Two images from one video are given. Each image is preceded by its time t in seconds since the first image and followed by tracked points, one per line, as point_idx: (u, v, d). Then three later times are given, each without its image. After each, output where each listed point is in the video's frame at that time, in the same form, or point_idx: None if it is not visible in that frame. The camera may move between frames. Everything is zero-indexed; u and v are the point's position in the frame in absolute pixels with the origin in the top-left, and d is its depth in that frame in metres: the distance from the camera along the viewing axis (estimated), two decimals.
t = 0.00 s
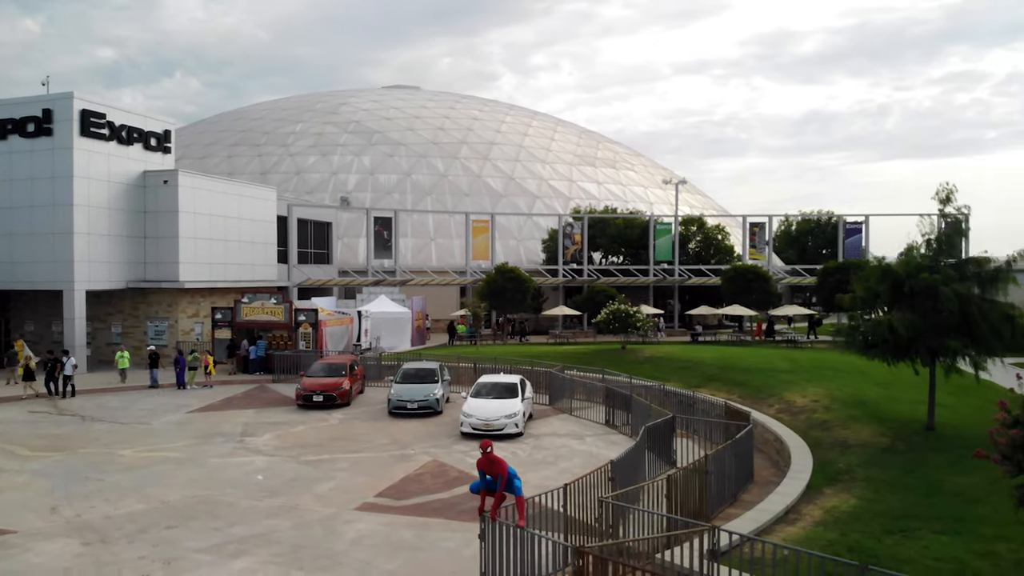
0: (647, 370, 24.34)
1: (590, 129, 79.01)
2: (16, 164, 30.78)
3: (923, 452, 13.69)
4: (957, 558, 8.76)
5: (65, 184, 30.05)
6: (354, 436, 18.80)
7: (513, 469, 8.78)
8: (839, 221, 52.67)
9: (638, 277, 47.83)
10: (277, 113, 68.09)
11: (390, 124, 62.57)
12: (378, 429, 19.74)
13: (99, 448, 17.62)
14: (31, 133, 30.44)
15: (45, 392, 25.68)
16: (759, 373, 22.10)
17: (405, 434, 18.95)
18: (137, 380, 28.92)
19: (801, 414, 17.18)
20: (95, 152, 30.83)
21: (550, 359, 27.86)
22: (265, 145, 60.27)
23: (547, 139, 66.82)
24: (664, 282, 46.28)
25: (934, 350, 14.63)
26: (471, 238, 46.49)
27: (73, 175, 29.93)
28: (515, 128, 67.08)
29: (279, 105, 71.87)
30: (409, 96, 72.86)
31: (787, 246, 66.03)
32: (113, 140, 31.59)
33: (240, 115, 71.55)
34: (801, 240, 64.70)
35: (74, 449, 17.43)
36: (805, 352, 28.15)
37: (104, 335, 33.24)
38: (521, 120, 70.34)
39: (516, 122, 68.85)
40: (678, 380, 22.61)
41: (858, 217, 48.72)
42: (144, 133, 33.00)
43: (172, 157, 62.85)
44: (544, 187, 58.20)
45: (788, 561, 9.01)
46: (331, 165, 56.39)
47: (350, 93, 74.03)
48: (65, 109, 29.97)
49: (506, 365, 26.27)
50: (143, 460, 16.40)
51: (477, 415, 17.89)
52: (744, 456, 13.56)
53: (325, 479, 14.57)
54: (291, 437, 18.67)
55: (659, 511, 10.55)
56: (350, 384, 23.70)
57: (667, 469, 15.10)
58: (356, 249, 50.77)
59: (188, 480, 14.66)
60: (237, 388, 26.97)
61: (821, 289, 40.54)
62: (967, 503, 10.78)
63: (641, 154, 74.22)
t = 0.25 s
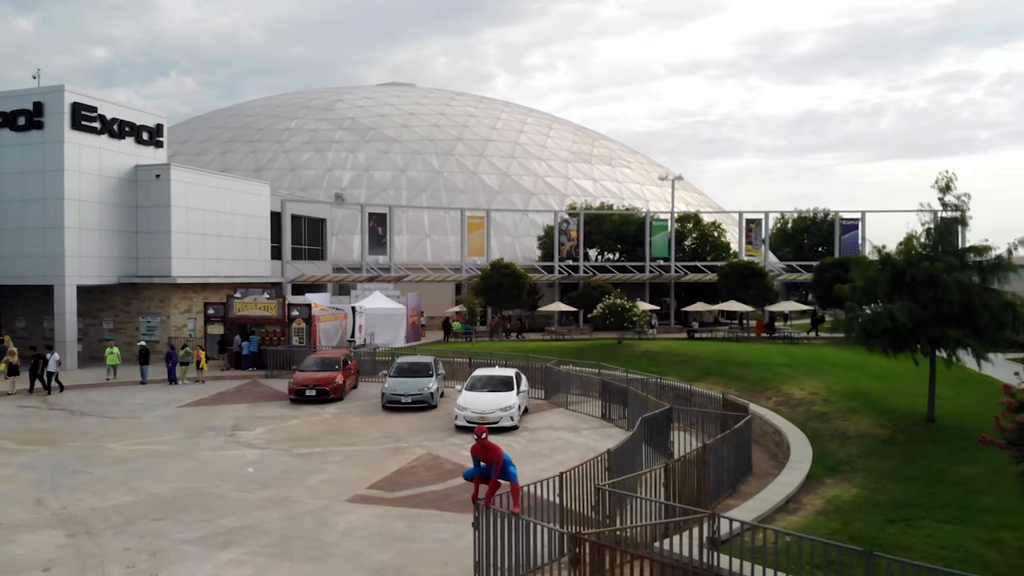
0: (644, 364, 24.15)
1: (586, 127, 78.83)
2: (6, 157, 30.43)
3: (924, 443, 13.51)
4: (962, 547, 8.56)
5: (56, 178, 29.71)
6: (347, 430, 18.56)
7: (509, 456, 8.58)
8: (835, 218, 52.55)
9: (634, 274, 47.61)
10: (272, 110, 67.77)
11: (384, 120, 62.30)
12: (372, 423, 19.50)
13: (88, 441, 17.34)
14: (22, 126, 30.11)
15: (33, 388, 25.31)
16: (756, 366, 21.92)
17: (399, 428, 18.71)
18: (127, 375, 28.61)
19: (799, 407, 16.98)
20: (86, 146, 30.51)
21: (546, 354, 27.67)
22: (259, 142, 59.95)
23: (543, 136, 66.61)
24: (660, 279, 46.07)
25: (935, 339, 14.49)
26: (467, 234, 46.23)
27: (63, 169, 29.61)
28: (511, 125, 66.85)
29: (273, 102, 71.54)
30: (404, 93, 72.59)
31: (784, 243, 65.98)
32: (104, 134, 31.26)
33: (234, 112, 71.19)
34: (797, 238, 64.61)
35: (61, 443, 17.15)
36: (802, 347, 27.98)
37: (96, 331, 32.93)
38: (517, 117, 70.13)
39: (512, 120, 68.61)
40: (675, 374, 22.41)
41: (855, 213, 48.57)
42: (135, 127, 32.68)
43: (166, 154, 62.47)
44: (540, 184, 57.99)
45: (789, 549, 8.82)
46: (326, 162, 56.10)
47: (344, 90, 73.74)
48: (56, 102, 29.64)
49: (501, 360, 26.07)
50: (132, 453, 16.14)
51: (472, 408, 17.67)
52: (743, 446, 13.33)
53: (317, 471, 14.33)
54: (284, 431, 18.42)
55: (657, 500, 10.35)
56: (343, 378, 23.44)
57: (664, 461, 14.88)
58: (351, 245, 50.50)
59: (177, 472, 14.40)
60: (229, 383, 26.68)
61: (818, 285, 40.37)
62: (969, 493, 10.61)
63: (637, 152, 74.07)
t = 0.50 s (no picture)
0: (641, 359, 23.96)
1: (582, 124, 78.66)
2: None
3: (927, 434, 13.31)
4: (970, 535, 8.35)
5: (47, 172, 29.38)
6: (341, 423, 18.29)
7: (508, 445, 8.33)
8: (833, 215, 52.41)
9: (631, 271, 47.41)
10: (267, 107, 67.46)
11: (380, 117, 62.03)
12: (367, 417, 19.23)
13: (77, 434, 17.06)
14: (13, 120, 29.77)
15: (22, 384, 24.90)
16: (755, 360, 21.71)
17: (394, 422, 18.46)
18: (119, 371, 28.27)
19: (799, 399, 16.77)
20: (78, 139, 30.20)
21: (542, 349, 27.47)
22: (254, 138, 59.64)
23: (539, 133, 66.41)
24: (658, 276, 45.84)
25: (937, 330, 14.35)
26: (463, 230, 45.99)
27: (55, 162, 29.28)
28: (507, 122, 66.63)
29: (268, 99, 71.23)
30: (400, 91, 72.29)
31: (780, 241, 65.98)
32: (96, 127, 30.95)
33: (229, 109, 70.85)
34: (794, 236, 64.57)
35: (50, 436, 16.85)
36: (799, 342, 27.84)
37: (88, 326, 32.60)
38: (513, 114, 69.91)
39: (508, 117, 68.39)
40: (673, 368, 22.20)
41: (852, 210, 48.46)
42: (128, 121, 32.37)
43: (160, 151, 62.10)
44: (536, 181, 57.79)
45: (791, 539, 8.62)
46: (321, 159, 55.80)
47: (340, 87, 73.45)
48: (48, 95, 29.33)
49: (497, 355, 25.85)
50: (122, 446, 15.86)
51: (468, 401, 17.43)
52: (743, 437, 13.11)
53: (310, 464, 14.08)
54: (277, 425, 18.15)
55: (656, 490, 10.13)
56: (338, 372, 23.18)
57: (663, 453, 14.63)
58: (346, 242, 50.24)
59: (167, 465, 14.13)
60: (222, 378, 26.39)
61: (815, 281, 40.23)
62: (975, 482, 10.41)
63: (633, 150, 73.94)
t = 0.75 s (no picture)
0: (641, 353, 23.75)
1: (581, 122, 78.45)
2: None
3: (932, 425, 13.08)
4: (981, 523, 8.13)
5: (42, 165, 29.12)
6: (337, 417, 18.03)
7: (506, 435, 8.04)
8: (833, 211, 52.23)
9: (630, 267, 47.17)
10: (265, 104, 67.20)
11: (378, 114, 61.79)
12: (363, 410, 18.99)
13: (68, 427, 16.79)
14: (7, 113, 29.51)
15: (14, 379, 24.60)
16: (757, 354, 21.49)
17: (390, 415, 18.22)
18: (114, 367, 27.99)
19: (802, 391, 16.55)
20: (73, 133, 29.93)
21: (541, 344, 27.24)
22: (251, 135, 59.37)
23: (538, 130, 66.18)
24: (657, 272, 45.58)
25: (943, 320, 14.20)
26: (462, 227, 45.75)
27: (50, 156, 29.02)
28: (506, 119, 66.41)
29: (266, 96, 70.99)
30: (398, 88, 72.02)
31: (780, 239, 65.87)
32: (92, 121, 30.68)
33: (227, 106, 70.58)
34: (794, 233, 64.40)
35: (41, 429, 16.57)
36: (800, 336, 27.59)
37: (83, 322, 32.33)
38: (512, 111, 69.73)
39: (507, 114, 68.12)
40: (673, 362, 21.99)
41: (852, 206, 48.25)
42: (124, 115, 32.11)
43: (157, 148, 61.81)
44: (535, 177, 57.57)
45: (796, 529, 8.42)
46: (319, 155, 55.54)
47: (338, 84, 73.20)
48: (43, 88, 29.08)
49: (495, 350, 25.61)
50: (113, 438, 15.60)
51: (465, 394, 17.18)
52: (745, 427, 12.86)
53: (304, 456, 13.83)
54: (272, 418, 17.90)
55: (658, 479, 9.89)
56: (334, 366, 22.91)
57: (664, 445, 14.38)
58: (344, 239, 50.00)
59: (159, 457, 13.87)
60: (218, 373, 26.13)
61: (815, 278, 40.02)
62: (984, 471, 10.19)
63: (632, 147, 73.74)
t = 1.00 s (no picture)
0: (642, 347, 23.52)
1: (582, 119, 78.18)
2: None
3: (940, 416, 12.84)
4: (997, 511, 7.87)
5: (38, 159, 28.86)
6: (334, 410, 17.78)
7: (508, 420, 7.85)
8: (835, 208, 51.96)
9: (631, 264, 46.91)
10: (264, 100, 66.94)
11: (378, 111, 61.54)
12: (361, 403, 18.74)
13: (61, 420, 16.54)
14: (3, 106, 29.25)
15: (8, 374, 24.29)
16: (760, 348, 21.25)
17: (389, 408, 17.97)
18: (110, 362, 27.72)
19: (806, 384, 16.31)
20: (69, 126, 29.67)
21: (541, 339, 27.03)
22: (250, 132, 59.10)
23: (539, 127, 65.92)
24: (658, 269, 45.31)
25: (951, 309, 13.96)
26: (462, 223, 45.50)
27: (46, 149, 28.75)
28: (506, 116, 66.16)
29: (265, 93, 70.71)
30: (398, 85, 71.78)
31: (781, 236, 65.65)
32: (88, 114, 30.42)
33: (226, 103, 70.32)
34: (795, 231, 64.19)
35: (33, 422, 16.31)
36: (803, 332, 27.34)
37: (80, 318, 32.07)
38: (512, 108, 69.48)
39: (508, 111, 67.86)
40: (675, 355, 21.76)
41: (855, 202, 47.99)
42: (121, 108, 31.85)
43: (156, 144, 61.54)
44: (535, 174, 57.33)
45: (805, 518, 8.18)
46: (318, 152, 55.28)
47: (338, 81, 72.92)
48: (39, 81, 28.82)
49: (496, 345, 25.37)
50: (107, 431, 15.35)
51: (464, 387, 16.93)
52: (750, 417, 12.61)
53: (301, 447, 13.57)
54: (268, 411, 17.64)
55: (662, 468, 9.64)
56: (332, 360, 22.65)
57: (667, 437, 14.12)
58: (343, 236, 49.73)
59: (152, 449, 13.62)
60: (215, 367, 25.87)
61: (817, 274, 39.78)
62: (996, 460, 9.93)
63: (633, 145, 73.52)
